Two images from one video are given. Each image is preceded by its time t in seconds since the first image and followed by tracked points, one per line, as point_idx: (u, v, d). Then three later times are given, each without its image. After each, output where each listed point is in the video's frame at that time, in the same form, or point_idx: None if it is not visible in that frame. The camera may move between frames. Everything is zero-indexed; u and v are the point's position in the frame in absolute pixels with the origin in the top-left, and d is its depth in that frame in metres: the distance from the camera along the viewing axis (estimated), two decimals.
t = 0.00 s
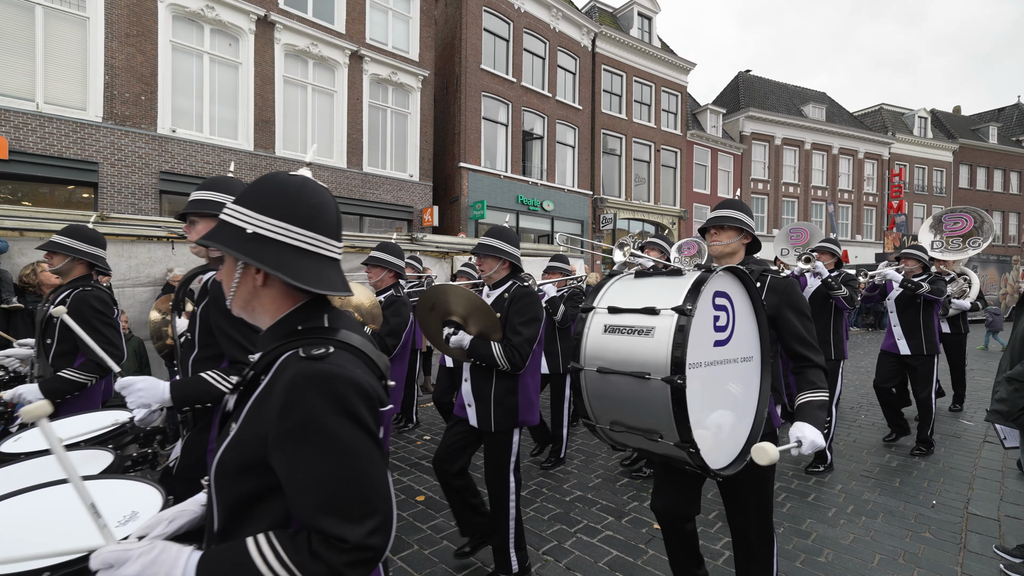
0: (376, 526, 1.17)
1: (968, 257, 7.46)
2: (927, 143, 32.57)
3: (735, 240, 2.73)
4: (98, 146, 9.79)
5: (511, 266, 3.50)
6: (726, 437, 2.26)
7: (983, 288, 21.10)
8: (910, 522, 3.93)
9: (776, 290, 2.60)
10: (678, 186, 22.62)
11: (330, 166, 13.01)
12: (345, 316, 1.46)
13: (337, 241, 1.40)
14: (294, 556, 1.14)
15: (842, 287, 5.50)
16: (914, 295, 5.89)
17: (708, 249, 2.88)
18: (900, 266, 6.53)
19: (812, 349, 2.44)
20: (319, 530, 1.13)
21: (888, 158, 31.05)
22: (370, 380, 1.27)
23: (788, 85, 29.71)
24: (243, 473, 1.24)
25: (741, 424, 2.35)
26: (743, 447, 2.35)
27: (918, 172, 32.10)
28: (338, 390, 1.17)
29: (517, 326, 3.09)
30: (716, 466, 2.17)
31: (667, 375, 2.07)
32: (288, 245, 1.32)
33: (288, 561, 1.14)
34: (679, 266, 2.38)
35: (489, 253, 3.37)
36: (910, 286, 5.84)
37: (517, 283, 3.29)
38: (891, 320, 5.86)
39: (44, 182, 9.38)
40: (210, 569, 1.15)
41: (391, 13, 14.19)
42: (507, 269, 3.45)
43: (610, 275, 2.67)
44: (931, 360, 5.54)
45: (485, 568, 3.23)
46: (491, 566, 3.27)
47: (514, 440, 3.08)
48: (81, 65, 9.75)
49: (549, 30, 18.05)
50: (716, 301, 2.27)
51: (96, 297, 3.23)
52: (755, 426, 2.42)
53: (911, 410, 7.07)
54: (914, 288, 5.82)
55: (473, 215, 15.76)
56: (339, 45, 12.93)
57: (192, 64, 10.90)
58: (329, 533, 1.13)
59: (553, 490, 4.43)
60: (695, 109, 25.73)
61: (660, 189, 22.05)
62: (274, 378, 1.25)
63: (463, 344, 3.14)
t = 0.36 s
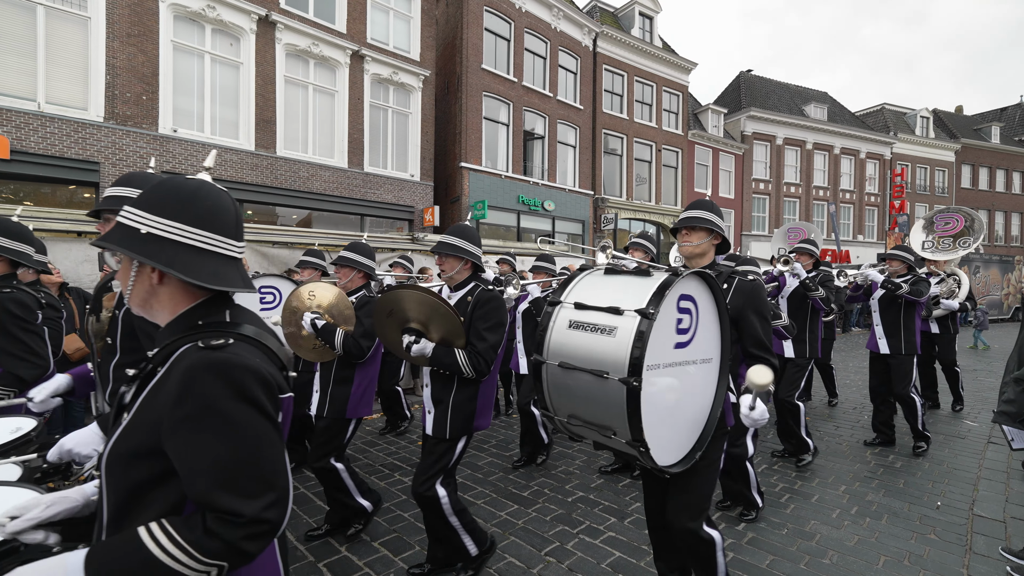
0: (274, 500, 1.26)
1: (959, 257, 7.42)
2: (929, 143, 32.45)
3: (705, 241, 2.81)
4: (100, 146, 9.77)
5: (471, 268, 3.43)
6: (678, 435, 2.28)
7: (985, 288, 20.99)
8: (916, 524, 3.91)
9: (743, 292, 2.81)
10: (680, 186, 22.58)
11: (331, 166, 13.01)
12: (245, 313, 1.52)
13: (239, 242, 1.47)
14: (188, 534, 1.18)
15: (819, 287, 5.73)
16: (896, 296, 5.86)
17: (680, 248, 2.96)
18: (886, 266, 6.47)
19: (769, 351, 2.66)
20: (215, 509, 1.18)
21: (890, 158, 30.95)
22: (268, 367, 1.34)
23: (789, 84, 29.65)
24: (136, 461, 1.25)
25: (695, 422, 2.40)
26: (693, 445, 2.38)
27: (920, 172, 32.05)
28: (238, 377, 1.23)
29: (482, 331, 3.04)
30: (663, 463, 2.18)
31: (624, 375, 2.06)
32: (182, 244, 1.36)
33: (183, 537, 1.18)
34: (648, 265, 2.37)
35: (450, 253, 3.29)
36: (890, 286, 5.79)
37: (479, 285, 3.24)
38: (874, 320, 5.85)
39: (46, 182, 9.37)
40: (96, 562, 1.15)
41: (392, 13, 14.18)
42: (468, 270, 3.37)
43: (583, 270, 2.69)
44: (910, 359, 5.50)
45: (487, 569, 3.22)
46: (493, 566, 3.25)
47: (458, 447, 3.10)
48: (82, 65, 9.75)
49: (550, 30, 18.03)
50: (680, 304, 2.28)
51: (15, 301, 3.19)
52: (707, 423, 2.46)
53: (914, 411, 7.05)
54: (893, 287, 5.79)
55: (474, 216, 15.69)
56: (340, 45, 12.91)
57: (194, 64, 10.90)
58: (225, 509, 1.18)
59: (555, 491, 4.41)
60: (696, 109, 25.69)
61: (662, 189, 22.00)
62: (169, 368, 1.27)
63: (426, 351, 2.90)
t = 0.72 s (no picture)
0: (150, 522, 1.16)
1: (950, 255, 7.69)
2: (930, 143, 32.40)
3: (670, 241, 2.70)
4: (101, 145, 9.77)
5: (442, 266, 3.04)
6: (637, 436, 2.17)
7: (987, 288, 20.93)
8: (920, 525, 3.88)
9: (704, 291, 2.62)
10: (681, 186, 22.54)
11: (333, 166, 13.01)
12: (131, 314, 1.38)
13: (114, 238, 1.31)
14: (46, 565, 1.10)
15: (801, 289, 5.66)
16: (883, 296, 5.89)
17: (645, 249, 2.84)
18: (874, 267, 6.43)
19: (737, 351, 2.45)
20: (77, 535, 1.09)
21: (892, 158, 30.90)
22: (148, 375, 1.22)
23: (790, 84, 29.61)
24: None
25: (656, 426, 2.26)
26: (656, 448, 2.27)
27: (921, 171, 32.00)
28: (104, 387, 1.12)
29: (449, 334, 2.65)
30: (620, 466, 2.09)
31: (568, 369, 1.98)
32: (38, 245, 1.22)
33: (39, 568, 1.10)
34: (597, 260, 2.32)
35: (418, 248, 2.89)
36: (875, 286, 5.79)
37: (449, 284, 2.87)
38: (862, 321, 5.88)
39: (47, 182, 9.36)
40: None
41: (393, 13, 14.18)
42: (438, 268, 2.99)
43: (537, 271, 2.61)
44: (896, 359, 5.44)
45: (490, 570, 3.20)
46: (495, 567, 3.24)
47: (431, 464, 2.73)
48: (83, 64, 9.74)
49: (551, 30, 18.02)
50: (630, 299, 2.21)
51: None
52: (673, 425, 2.33)
53: (918, 412, 7.02)
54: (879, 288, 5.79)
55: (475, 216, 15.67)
56: (341, 45, 12.90)
57: (195, 64, 10.91)
58: (89, 535, 1.10)
59: (557, 491, 4.39)
60: (698, 109, 25.66)
61: (663, 189, 21.97)
62: (31, 378, 1.16)
63: (385, 354, 2.54)
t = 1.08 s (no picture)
0: (44, 515, 1.23)
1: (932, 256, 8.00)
2: (932, 143, 32.38)
3: (622, 241, 2.67)
4: (101, 145, 9.77)
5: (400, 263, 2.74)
6: (586, 439, 2.17)
7: (989, 288, 20.91)
8: (923, 525, 3.86)
9: (658, 292, 2.60)
10: (682, 186, 22.51)
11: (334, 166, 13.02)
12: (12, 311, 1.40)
13: None
14: None
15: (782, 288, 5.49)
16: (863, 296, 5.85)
17: (598, 248, 2.82)
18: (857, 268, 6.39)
19: (689, 351, 2.45)
20: None
21: (893, 158, 30.89)
22: (34, 372, 1.27)
23: (791, 84, 29.60)
24: None
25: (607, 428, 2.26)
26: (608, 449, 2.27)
27: (923, 171, 31.96)
28: None
29: (404, 338, 2.40)
30: (565, 469, 2.09)
31: (508, 374, 1.98)
32: None
33: None
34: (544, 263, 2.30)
35: (375, 245, 2.60)
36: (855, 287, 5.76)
37: (407, 285, 2.61)
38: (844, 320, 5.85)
39: (48, 182, 9.36)
40: None
41: (394, 13, 14.18)
42: (396, 266, 2.70)
43: (485, 275, 2.59)
44: (879, 359, 5.57)
45: (492, 570, 3.20)
46: (497, 568, 3.22)
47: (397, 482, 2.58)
48: (84, 64, 9.74)
49: (552, 30, 18.02)
50: (576, 301, 2.20)
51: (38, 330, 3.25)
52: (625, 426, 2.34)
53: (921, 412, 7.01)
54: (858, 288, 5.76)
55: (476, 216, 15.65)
56: (342, 45, 12.90)
57: (196, 64, 10.92)
58: None
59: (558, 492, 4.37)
60: (699, 109, 25.64)
61: (664, 189, 21.94)
62: None
63: (332, 360, 2.28)
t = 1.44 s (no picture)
0: None
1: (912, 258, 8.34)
2: (933, 143, 32.35)
3: (584, 239, 2.68)
4: (102, 145, 9.77)
5: (351, 258, 2.50)
6: (543, 439, 2.19)
7: (990, 288, 20.87)
8: (924, 525, 3.85)
9: (618, 288, 2.65)
10: (683, 186, 22.50)
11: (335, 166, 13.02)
12: None
13: None
14: None
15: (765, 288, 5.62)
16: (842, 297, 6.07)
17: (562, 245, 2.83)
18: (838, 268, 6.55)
19: (649, 346, 2.49)
20: None
21: (894, 158, 30.86)
22: None
23: (792, 84, 29.59)
24: None
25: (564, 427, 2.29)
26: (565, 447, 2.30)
27: (924, 171, 31.91)
28: None
29: (356, 340, 2.16)
30: (519, 470, 2.11)
31: (459, 382, 1.94)
32: None
33: None
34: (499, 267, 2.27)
35: (321, 237, 2.36)
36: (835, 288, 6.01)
37: (359, 281, 2.38)
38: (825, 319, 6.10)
39: (49, 182, 9.37)
40: None
41: (395, 13, 14.18)
42: (345, 261, 2.47)
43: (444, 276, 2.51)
44: (852, 357, 5.69)
45: (494, 571, 3.19)
46: (499, 569, 3.22)
47: (323, 505, 2.35)
48: (85, 64, 9.75)
49: (553, 30, 18.02)
50: (529, 306, 2.18)
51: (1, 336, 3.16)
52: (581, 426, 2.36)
53: (923, 412, 7.00)
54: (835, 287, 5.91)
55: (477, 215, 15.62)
56: (343, 45, 12.90)
57: (198, 64, 10.92)
58: None
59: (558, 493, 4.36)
60: (700, 109, 25.64)
61: (664, 189, 21.92)
62: None
63: (274, 366, 2.01)
